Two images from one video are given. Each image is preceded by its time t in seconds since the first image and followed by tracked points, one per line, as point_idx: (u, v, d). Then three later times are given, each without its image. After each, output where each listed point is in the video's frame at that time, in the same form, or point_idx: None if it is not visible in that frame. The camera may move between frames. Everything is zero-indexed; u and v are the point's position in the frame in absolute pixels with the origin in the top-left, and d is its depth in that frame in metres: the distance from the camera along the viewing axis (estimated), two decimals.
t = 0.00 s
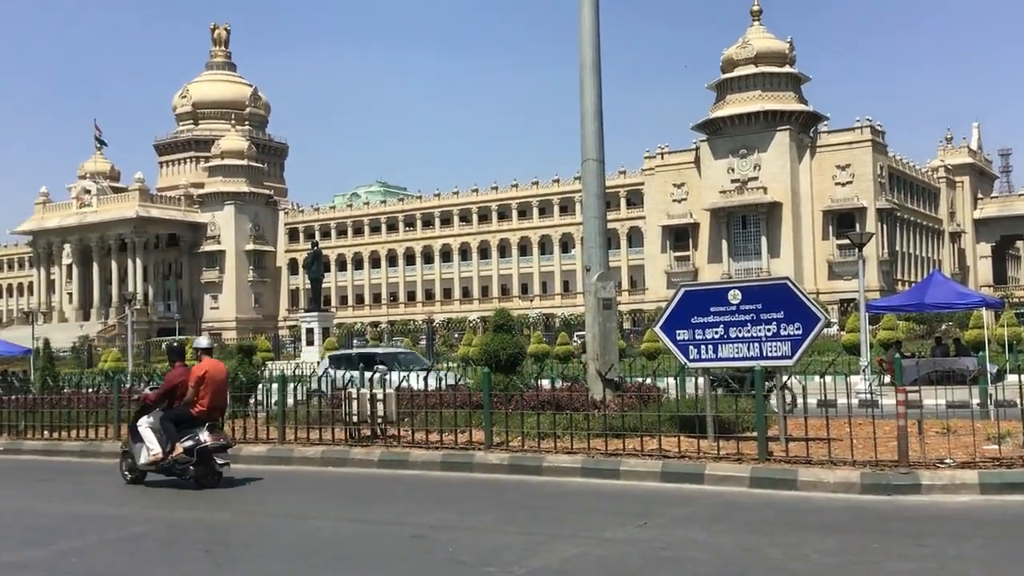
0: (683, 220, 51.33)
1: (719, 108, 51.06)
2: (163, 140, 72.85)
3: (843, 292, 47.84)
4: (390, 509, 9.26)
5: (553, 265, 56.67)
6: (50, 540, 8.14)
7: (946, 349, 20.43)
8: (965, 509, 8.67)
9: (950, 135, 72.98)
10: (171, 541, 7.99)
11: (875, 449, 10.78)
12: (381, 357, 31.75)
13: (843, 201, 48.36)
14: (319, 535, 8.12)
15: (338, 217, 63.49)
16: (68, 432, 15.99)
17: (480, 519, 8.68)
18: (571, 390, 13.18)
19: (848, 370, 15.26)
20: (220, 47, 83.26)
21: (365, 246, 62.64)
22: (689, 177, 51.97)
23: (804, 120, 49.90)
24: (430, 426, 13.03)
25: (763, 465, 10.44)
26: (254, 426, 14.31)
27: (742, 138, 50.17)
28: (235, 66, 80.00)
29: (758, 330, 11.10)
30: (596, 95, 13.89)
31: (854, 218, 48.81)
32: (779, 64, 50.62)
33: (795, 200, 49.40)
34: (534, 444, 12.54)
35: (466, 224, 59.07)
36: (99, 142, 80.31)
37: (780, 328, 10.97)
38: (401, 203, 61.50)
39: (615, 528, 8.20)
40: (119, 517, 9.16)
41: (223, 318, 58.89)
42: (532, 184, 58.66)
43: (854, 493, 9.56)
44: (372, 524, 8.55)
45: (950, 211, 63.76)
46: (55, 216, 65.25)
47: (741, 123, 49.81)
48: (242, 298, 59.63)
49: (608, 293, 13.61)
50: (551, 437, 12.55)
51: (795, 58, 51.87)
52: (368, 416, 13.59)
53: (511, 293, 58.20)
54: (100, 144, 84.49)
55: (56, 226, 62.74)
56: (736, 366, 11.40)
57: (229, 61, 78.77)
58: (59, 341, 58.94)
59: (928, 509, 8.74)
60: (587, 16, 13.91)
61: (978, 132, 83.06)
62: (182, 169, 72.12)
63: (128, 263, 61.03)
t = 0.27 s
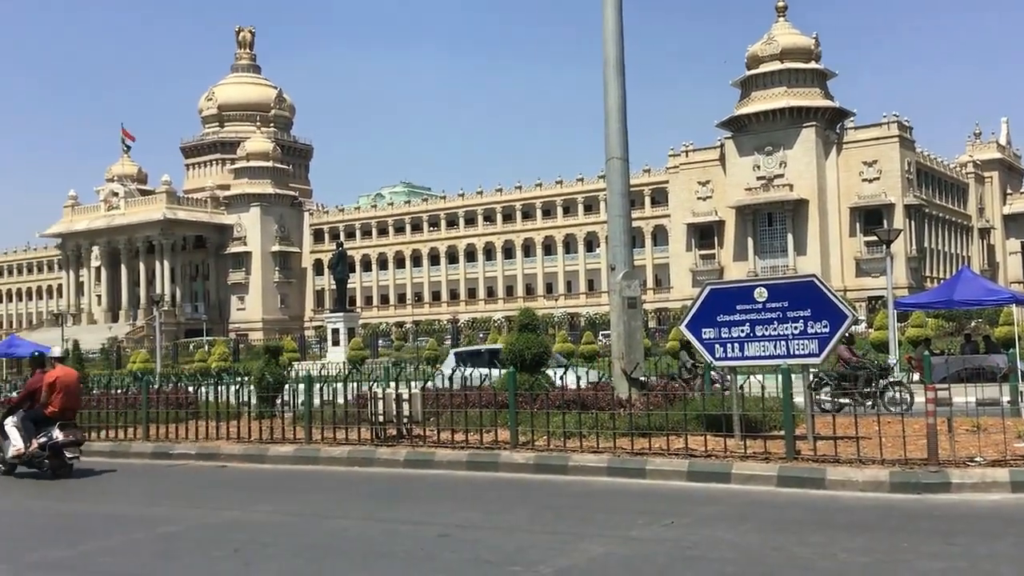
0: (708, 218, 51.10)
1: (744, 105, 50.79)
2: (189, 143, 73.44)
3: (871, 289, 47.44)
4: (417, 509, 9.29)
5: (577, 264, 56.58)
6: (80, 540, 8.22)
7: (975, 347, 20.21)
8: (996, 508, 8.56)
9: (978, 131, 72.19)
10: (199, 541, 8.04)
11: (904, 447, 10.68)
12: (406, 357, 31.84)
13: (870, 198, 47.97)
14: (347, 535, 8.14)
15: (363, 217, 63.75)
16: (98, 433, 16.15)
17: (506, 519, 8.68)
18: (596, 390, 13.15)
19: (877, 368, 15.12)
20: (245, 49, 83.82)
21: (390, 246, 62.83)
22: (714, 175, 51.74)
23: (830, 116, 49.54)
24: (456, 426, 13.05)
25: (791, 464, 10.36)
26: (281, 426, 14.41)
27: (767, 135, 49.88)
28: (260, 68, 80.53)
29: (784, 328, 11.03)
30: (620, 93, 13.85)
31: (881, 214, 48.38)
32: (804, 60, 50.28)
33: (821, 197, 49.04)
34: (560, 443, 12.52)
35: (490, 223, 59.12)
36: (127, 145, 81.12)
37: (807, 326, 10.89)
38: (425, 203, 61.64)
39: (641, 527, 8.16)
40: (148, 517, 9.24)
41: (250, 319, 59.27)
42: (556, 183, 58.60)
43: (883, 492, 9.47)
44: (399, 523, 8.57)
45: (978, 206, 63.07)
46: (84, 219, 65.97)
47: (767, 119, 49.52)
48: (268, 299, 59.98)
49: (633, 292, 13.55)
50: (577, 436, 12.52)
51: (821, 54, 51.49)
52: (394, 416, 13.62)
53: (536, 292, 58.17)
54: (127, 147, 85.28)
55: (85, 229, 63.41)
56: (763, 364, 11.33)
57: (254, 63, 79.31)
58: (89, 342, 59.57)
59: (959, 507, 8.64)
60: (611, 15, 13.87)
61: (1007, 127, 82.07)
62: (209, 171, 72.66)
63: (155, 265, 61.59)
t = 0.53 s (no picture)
0: (730, 214, 50.86)
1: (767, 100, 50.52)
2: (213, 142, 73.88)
3: (896, 285, 47.06)
4: (440, 506, 9.31)
5: (599, 261, 56.47)
6: (107, 537, 8.28)
7: (1002, 343, 20.03)
8: None
9: (1004, 124, 71.46)
10: (224, 538, 8.09)
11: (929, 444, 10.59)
12: (428, 355, 31.89)
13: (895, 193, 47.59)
14: (371, 532, 8.18)
15: (385, 215, 63.96)
16: (123, 430, 16.28)
17: (528, 516, 8.68)
18: (619, 387, 13.11)
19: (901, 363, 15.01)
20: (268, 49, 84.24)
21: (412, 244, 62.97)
22: (737, 171, 51.48)
23: (854, 111, 49.18)
24: (478, 424, 13.06)
25: (815, 461, 10.29)
26: (304, 423, 14.48)
27: (791, 130, 49.58)
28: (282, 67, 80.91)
29: (808, 325, 10.96)
30: (641, 89, 13.79)
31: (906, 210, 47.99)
32: (828, 54, 49.94)
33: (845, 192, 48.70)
34: (582, 440, 12.51)
35: (512, 221, 59.10)
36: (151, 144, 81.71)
37: (831, 322, 10.82)
38: (447, 201, 61.73)
39: (665, 525, 8.13)
40: (174, 515, 9.31)
41: (273, 317, 59.56)
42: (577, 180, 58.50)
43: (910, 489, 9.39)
44: (423, 520, 8.59)
45: (1005, 201, 62.41)
46: (109, 218, 66.54)
47: (790, 114, 49.22)
48: (291, 296, 60.25)
49: (655, 288, 13.49)
50: (599, 433, 12.50)
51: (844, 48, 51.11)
52: (416, 413, 13.66)
53: (558, 289, 58.11)
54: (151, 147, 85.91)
55: (110, 228, 63.94)
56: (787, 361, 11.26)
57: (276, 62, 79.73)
58: (114, 341, 60.09)
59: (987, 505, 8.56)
60: (632, 10, 13.81)
61: None
62: (232, 170, 73.08)
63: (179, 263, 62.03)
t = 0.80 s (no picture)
0: (750, 209, 50.63)
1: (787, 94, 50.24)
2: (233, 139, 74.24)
3: (919, 280, 46.72)
4: (460, 500, 9.33)
5: (619, 256, 56.34)
6: (130, 531, 8.36)
7: None
8: None
9: None
10: (246, 531, 8.14)
11: (952, 440, 10.51)
12: (447, 350, 31.92)
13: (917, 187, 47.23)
14: (392, 526, 8.20)
15: (404, 210, 64.07)
16: (146, 424, 16.40)
17: (546, 510, 8.69)
18: (639, 381, 13.08)
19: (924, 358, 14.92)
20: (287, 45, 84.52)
21: (431, 239, 63.04)
22: (757, 165, 51.23)
23: (875, 104, 48.84)
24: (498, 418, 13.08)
25: (837, 457, 10.24)
26: (325, 418, 14.55)
27: (811, 124, 49.27)
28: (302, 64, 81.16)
29: (830, 319, 10.89)
30: (661, 85, 13.75)
31: (928, 204, 47.62)
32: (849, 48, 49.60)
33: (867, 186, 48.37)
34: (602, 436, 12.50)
35: (531, 216, 59.08)
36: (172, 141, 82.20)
37: (852, 317, 10.73)
38: (465, 196, 61.79)
39: (682, 521, 8.10)
40: (197, 508, 9.38)
41: (293, 312, 59.78)
42: (597, 175, 58.38)
43: (931, 485, 9.32)
44: (444, 514, 8.62)
45: None
46: (131, 214, 67.00)
47: (811, 108, 48.93)
48: (311, 292, 60.46)
49: (674, 283, 13.44)
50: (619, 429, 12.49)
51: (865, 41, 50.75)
52: (435, 408, 13.70)
53: (577, 284, 58.02)
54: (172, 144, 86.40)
55: (132, 225, 64.38)
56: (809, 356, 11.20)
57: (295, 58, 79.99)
58: (136, 336, 60.52)
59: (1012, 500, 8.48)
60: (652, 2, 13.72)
61: None
62: (252, 166, 73.42)
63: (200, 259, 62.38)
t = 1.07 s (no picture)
0: (770, 204, 50.38)
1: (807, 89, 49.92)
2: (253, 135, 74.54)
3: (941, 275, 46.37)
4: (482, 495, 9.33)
5: (637, 251, 56.23)
6: (152, 524, 8.41)
7: None
8: None
9: None
10: (267, 525, 8.16)
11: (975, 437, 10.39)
12: (466, 345, 32.03)
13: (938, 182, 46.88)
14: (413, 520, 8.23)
15: (423, 206, 64.13)
16: (167, 419, 16.49)
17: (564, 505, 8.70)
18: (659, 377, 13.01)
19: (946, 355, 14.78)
20: (306, 41, 84.80)
21: (450, 235, 63.12)
22: (777, 160, 50.95)
23: (897, 99, 48.48)
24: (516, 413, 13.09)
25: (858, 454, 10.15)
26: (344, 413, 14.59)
27: (832, 118, 48.94)
28: (321, 59, 81.40)
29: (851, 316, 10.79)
30: (680, 80, 13.69)
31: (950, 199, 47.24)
32: (870, 42, 49.25)
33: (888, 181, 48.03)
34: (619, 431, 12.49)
35: (549, 211, 59.04)
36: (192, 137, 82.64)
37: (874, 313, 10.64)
38: (484, 191, 61.83)
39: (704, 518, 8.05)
40: (217, 502, 9.42)
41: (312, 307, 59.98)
42: (615, 170, 58.26)
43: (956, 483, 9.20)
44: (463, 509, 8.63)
45: None
46: (151, 210, 67.40)
47: (831, 103, 48.59)
48: (330, 287, 60.63)
49: (694, 279, 13.37)
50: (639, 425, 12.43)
51: (887, 35, 50.37)
52: (453, 403, 13.70)
53: (596, 280, 57.92)
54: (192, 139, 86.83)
55: (153, 220, 64.77)
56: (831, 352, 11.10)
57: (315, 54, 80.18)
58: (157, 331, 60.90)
59: None
60: None
61: None
62: (272, 162, 73.71)
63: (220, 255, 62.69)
